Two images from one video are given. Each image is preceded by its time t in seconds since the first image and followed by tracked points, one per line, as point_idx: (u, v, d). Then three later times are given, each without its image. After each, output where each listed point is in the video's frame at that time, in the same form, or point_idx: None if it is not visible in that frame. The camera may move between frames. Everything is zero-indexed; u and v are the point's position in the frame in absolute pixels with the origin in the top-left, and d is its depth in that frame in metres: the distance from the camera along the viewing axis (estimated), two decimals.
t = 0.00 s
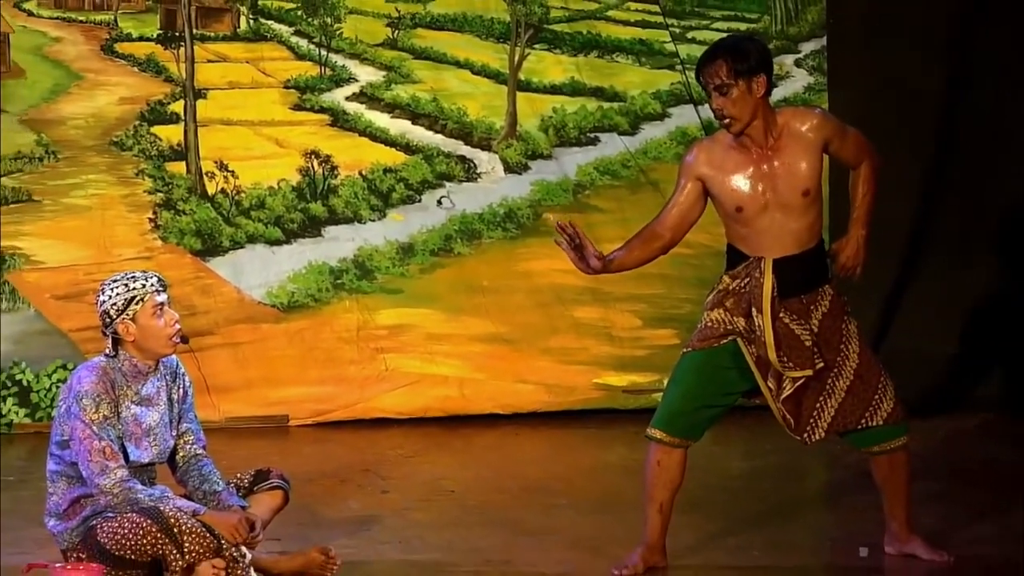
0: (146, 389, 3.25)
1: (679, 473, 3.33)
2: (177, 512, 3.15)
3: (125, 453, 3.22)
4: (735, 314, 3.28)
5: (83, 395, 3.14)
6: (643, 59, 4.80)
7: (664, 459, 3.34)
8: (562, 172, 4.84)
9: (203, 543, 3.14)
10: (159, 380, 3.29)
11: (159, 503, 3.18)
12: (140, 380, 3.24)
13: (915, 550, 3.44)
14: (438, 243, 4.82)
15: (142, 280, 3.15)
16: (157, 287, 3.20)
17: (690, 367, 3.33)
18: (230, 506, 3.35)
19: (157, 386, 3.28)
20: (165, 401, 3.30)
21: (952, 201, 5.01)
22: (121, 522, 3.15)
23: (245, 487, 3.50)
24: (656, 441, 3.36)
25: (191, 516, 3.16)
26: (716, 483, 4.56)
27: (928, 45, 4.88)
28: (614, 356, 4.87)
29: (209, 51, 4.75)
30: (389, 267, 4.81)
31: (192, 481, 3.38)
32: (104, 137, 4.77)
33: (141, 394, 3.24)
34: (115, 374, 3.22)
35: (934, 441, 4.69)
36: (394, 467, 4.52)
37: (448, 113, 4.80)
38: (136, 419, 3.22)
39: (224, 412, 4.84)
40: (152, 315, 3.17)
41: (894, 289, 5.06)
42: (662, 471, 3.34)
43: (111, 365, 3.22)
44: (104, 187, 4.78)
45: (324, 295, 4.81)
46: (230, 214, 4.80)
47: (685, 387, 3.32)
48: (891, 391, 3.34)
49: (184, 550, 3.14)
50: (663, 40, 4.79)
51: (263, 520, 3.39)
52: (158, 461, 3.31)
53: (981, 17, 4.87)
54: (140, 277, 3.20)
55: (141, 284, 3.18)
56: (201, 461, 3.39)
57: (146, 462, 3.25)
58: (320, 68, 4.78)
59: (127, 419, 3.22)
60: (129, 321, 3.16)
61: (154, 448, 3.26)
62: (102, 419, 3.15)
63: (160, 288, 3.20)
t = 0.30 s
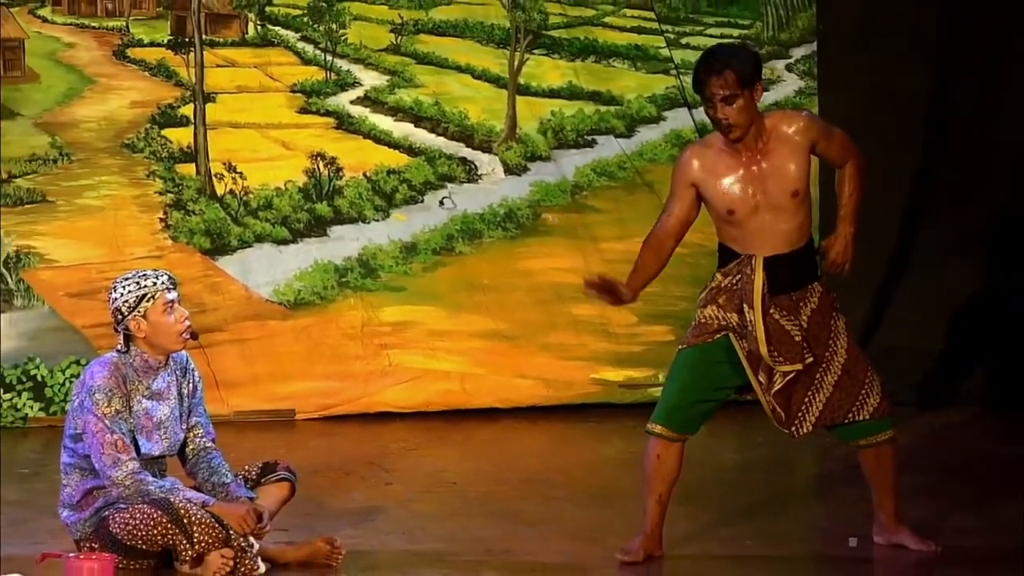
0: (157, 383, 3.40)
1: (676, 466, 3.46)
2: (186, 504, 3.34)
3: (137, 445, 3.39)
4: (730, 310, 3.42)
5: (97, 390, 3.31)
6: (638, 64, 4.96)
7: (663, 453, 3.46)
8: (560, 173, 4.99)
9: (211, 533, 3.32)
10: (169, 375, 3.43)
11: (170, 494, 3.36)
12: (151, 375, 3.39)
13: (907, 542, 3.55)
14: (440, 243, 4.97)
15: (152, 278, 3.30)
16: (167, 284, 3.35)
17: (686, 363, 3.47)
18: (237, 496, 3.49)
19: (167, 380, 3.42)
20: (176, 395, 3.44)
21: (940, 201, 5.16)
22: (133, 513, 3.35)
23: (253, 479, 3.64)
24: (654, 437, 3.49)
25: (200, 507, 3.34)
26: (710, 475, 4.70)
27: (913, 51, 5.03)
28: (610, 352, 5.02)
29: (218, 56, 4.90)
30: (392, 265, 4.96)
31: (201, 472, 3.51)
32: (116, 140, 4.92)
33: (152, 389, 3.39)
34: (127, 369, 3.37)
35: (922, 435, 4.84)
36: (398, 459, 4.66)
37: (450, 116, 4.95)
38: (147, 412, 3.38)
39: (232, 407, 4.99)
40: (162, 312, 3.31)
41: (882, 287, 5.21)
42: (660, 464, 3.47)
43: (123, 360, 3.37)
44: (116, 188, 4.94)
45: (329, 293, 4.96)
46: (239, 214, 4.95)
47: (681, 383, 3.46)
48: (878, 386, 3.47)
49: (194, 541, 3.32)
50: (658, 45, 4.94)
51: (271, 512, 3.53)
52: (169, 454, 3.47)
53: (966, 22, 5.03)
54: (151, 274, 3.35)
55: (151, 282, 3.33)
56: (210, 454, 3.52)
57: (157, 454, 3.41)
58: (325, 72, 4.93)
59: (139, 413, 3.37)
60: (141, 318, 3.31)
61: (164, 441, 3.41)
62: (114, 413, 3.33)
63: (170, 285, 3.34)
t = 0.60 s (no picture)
0: (158, 381, 3.42)
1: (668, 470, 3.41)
2: (187, 501, 3.37)
3: (137, 443, 3.41)
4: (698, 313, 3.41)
5: (98, 388, 3.33)
6: (637, 64, 4.98)
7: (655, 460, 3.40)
8: (559, 172, 5.02)
9: (212, 531, 3.36)
10: (169, 373, 3.45)
11: (171, 492, 3.38)
12: (151, 372, 3.41)
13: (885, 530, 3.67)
14: (439, 241, 4.99)
15: (154, 275, 3.33)
16: (169, 282, 3.37)
17: (663, 369, 3.41)
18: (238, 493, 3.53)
19: (168, 378, 3.45)
20: (176, 393, 3.47)
21: (936, 202, 5.15)
22: (134, 510, 3.38)
23: (253, 476, 3.65)
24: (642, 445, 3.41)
25: (201, 504, 3.37)
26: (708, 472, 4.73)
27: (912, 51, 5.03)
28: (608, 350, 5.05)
29: (218, 55, 4.93)
30: (392, 264, 4.99)
31: (202, 470, 3.53)
32: (117, 139, 4.95)
33: (153, 386, 3.42)
34: (128, 367, 3.39)
35: (919, 434, 4.86)
36: (397, 457, 4.68)
37: (449, 115, 4.98)
38: (148, 410, 3.40)
39: (232, 404, 5.01)
40: (164, 310, 3.34)
41: (878, 287, 5.18)
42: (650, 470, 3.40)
43: (124, 359, 3.39)
44: (117, 187, 4.96)
45: (329, 291, 4.99)
46: (239, 213, 4.97)
47: (661, 389, 3.40)
48: (830, 374, 3.53)
49: (194, 538, 3.36)
50: (656, 45, 4.97)
51: (271, 509, 3.56)
52: (169, 452, 3.49)
53: (964, 22, 5.02)
54: (152, 272, 3.37)
55: (153, 280, 3.35)
56: (210, 451, 3.55)
57: (158, 452, 3.44)
58: (324, 72, 4.95)
59: (140, 411, 3.40)
60: (143, 316, 3.33)
61: (165, 439, 3.44)
62: (115, 411, 3.34)
63: (171, 283, 3.37)
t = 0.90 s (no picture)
0: (159, 380, 3.43)
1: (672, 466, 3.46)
2: (189, 499, 3.37)
3: (138, 442, 3.41)
4: (719, 299, 3.44)
5: (99, 387, 3.33)
6: (638, 62, 4.98)
7: (662, 456, 3.44)
8: (560, 171, 5.02)
9: (214, 529, 3.37)
10: (170, 372, 3.46)
11: (172, 490, 3.38)
12: (153, 371, 3.41)
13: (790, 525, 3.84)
14: (441, 239, 4.99)
15: (158, 272, 3.34)
16: (172, 280, 3.38)
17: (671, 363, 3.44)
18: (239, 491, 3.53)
19: (169, 377, 3.45)
20: (177, 392, 3.47)
21: (935, 202, 5.12)
22: (135, 509, 3.38)
23: (255, 474, 3.65)
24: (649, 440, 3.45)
25: (203, 502, 3.36)
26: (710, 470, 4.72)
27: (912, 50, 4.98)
28: (611, 348, 5.03)
29: (219, 54, 4.93)
30: (393, 262, 4.99)
31: (203, 469, 3.54)
32: (119, 137, 4.95)
33: (154, 385, 3.42)
34: (129, 366, 3.39)
35: (918, 433, 4.87)
36: (398, 455, 4.68)
37: (451, 113, 4.98)
38: (149, 409, 3.40)
39: (234, 403, 5.01)
40: (169, 308, 3.34)
41: (877, 288, 5.15)
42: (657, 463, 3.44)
43: (124, 358, 3.39)
44: (118, 185, 4.96)
45: (330, 290, 4.98)
46: (241, 211, 4.97)
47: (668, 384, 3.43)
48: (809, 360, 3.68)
49: (196, 536, 3.37)
50: (658, 43, 4.97)
51: (272, 508, 3.56)
52: (170, 451, 3.49)
53: (964, 22, 4.99)
54: (156, 270, 3.38)
55: (158, 277, 3.36)
56: (211, 450, 3.56)
57: (159, 451, 3.44)
58: (326, 70, 4.95)
59: (141, 409, 3.40)
60: (147, 313, 3.33)
61: (166, 437, 3.44)
62: (116, 410, 3.35)
63: (174, 281, 3.38)
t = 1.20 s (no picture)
0: (158, 381, 3.43)
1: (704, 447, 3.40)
2: (188, 500, 3.37)
3: (137, 442, 3.41)
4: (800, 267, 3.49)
5: (98, 387, 3.33)
6: (637, 62, 5.01)
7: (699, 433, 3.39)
8: (559, 171, 5.03)
9: (213, 530, 3.36)
10: (169, 373, 3.46)
11: (171, 491, 3.38)
12: (152, 372, 3.41)
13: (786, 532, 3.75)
14: (440, 240, 4.99)
15: (161, 272, 3.34)
16: (175, 281, 3.39)
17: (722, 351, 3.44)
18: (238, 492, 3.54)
19: (168, 378, 3.45)
20: (176, 393, 3.47)
21: (935, 202, 5.13)
22: (134, 510, 3.38)
23: (254, 475, 3.65)
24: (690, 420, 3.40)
25: (202, 503, 3.37)
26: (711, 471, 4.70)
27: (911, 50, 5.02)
28: (608, 349, 5.06)
29: (219, 55, 4.94)
30: (392, 263, 4.99)
31: (202, 470, 3.54)
32: (118, 138, 4.95)
33: (153, 386, 3.42)
34: (129, 366, 3.39)
35: (918, 433, 4.86)
36: (398, 456, 4.68)
37: (450, 114, 4.98)
38: (148, 410, 3.40)
39: (233, 404, 4.99)
40: (172, 308, 3.35)
41: (878, 288, 5.17)
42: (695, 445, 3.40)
43: (124, 359, 3.39)
44: (118, 186, 4.96)
45: (330, 290, 4.98)
46: (240, 212, 4.97)
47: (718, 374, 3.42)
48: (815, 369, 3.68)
49: (195, 536, 3.37)
50: (657, 44, 5.00)
51: (271, 508, 3.56)
52: (169, 451, 3.49)
53: (964, 22, 5.02)
54: (158, 271, 3.38)
55: (160, 277, 3.36)
56: (210, 451, 3.56)
57: (158, 451, 3.44)
58: (326, 71, 4.96)
59: (140, 410, 3.40)
60: (150, 313, 3.34)
61: (165, 438, 3.44)
62: (115, 411, 3.34)
63: (176, 281, 3.38)
